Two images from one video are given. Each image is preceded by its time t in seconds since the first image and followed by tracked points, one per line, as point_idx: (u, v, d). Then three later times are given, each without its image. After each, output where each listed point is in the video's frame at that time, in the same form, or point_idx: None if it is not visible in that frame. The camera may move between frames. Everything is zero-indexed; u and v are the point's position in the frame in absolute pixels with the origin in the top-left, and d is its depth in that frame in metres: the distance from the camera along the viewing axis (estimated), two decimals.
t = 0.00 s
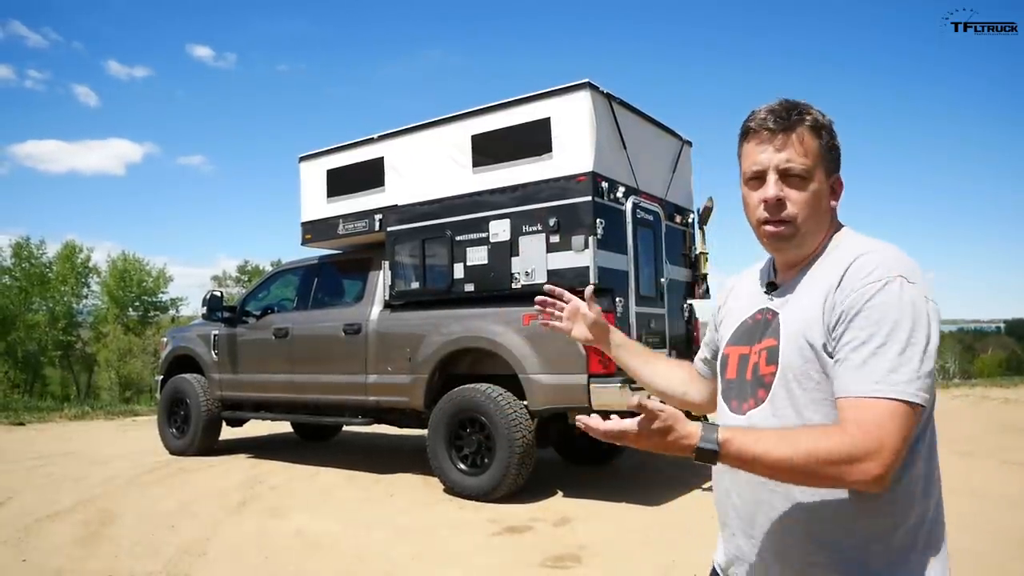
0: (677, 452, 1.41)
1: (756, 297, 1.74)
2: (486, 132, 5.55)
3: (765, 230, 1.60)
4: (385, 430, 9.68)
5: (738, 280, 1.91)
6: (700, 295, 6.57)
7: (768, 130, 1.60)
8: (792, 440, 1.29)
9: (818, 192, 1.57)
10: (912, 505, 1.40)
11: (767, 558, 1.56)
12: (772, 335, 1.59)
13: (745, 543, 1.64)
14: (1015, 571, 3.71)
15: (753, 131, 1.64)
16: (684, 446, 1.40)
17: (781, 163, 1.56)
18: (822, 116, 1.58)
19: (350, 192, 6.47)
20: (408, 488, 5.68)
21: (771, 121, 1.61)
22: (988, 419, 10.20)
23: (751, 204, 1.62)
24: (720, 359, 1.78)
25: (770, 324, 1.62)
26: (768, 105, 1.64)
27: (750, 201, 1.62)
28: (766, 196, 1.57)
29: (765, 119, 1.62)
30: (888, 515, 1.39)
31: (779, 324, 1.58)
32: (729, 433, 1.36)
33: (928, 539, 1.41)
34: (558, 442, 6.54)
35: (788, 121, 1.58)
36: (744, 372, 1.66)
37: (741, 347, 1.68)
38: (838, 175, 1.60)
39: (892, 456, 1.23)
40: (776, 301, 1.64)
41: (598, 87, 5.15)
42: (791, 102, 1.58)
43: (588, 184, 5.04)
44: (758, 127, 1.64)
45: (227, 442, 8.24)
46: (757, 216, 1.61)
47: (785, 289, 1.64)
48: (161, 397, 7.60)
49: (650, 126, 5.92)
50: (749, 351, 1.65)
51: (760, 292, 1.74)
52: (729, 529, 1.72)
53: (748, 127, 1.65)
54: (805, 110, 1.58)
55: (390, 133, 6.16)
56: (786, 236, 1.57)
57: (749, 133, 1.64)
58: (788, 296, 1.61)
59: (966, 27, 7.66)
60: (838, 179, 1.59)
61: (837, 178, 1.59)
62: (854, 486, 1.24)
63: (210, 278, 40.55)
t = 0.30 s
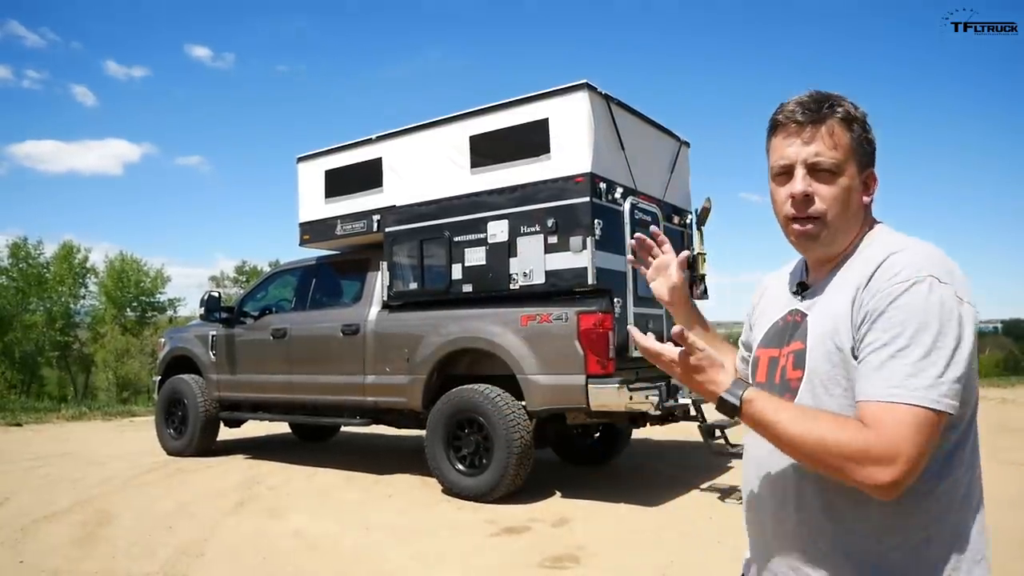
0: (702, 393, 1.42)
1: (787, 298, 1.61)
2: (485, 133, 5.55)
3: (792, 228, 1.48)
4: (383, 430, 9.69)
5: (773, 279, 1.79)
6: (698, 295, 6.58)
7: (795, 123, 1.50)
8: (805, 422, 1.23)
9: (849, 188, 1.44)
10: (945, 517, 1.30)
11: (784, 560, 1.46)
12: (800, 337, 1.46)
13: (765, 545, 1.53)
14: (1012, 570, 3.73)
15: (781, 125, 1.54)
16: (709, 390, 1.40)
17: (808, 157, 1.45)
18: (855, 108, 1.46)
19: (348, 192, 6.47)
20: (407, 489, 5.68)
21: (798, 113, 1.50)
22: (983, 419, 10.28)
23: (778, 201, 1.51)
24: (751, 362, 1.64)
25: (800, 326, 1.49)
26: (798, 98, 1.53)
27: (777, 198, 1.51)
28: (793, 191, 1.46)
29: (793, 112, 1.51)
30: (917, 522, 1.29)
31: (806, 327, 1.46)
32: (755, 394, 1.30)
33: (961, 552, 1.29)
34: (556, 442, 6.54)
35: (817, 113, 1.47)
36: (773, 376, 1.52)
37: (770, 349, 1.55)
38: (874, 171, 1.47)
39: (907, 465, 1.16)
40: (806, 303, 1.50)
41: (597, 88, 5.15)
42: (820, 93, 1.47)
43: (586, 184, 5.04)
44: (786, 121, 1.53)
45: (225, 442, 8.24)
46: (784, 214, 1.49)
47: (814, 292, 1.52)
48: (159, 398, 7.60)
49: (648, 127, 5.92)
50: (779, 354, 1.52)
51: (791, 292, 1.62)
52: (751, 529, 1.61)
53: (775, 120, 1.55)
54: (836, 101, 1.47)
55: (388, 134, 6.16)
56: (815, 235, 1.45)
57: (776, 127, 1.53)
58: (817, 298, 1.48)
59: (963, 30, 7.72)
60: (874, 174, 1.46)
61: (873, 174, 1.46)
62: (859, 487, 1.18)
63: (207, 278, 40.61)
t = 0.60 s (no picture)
0: (716, 436, 1.40)
1: (816, 300, 1.60)
2: (484, 134, 5.55)
3: (825, 226, 1.48)
4: (381, 431, 9.69)
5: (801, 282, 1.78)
6: (696, 296, 6.59)
7: (833, 117, 1.48)
8: (834, 445, 1.21)
9: (886, 186, 1.43)
10: (981, 530, 1.28)
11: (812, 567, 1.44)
12: (831, 340, 1.46)
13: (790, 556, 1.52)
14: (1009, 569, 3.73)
15: (817, 118, 1.52)
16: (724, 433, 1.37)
17: (845, 153, 1.44)
18: (896, 103, 1.44)
19: (346, 193, 6.46)
20: (405, 490, 5.67)
21: (837, 107, 1.48)
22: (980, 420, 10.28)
23: (812, 198, 1.50)
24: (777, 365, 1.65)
25: (831, 328, 1.48)
26: (836, 91, 1.51)
27: (811, 194, 1.50)
28: (827, 188, 1.45)
29: (830, 105, 1.49)
30: (954, 532, 1.28)
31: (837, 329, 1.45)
32: (771, 427, 1.29)
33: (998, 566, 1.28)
34: (554, 443, 6.54)
35: (856, 108, 1.45)
36: (801, 379, 1.52)
37: (799, 352, 1.55)
38: (912, 170, 1.45)
39: (946, 472, 1.13)
40: (837, 305, 1.50)
41: (595, 89, 5.16)
42: (860, 87, 1.45)
43: (584, 185, 5.04)
44: (823, 114, 1.51)
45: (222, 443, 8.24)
46: (818, 210, 1.48)
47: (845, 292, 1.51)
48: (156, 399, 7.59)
49: (646, 127, 5.93)
50: (807, 357, 1.52)
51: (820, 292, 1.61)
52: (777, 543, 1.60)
53: (812, 114, 1.53)
54: (876, 96, 1.45)
55: (387, 134, 6.16)
56: (848, 233, 1.44)
57: (813, 121, 1.52)
58: (850, 298, 1.47)
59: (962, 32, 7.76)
60: (912, 174, 1.45)
61: (911, 173, 1.45)
62: (899, 500, 1.16)
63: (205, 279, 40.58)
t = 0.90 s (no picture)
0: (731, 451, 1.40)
1: (828, 299, 1.60)
2: (482, 134, 5.55)
3: (839, 223, 1.48)
4: (378, 431, 9.68)
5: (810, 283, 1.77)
6: (694, 297, 6.60)
7: (851, 113, 1.48)
8: (853, 455, 1.22)
9: (903, 184, 1.43)
10: (991, 537, 1.28)
11: (813, 566, 1.45)
12: (843, 340, 1.46)
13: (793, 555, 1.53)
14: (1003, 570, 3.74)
15: (834, 113, 1.52)
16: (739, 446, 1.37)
17: (862, 149, 1.44)
18: (915, 99, 1.44)
19: (343, 194, 6.46)
20: (402, 490, 5.68)
21: (854, 101, 1.48)
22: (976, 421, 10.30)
23: (826, 194, 1.50)
24: (785, 365, 1.65)
25: (842, 329, 1.48)
26: (854, 86, 1.51)
27: (825, 190, 1.50)
28: (843, 185, 1.45)
29: (848, 100, 1.49)
30: (965, 536, 1.28)
31: (850, 330, 1.45)
32: (786, 440, 1.30)
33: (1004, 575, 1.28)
34: (552, 444, 6.54)
35: (874, 103, 1.45)
36: (809, 380, 1.53)
37: (808, 353, 1.55)
38: (929, 168, 1.45)
39: (968, 481, 1.14)
40: (850, 304, 1.50)
41: (593, 90, 5.16)
42: (879, 83, 1.46)
43: (582, 186, 5.05)
44: (840, 109, 1.51)
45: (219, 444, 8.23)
46: (832, 207, 1.48)
47: (857, 292, 1.51)
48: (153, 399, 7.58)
49: (644, 128, 5.93)
50: (816, 358, 1.52)
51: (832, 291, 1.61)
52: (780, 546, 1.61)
53: (828, 108, 1.53)
54: (895, 92, 1.45)
55: (385, 135, 6.16)
56: (864, 231, 1.44)
57: (830, 115, 1.52)
58: (863, 299, 1.47)
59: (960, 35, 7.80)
60: (929, 172, 1.45)
61: (929, 171, 1.45)
62: (921, 510, 1.17)
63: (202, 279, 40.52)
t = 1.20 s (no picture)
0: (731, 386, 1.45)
1: (824, 296, 1.60)
2: (480, 132, 5.54)
3: (831, 221, 1.48)
4: (377, 430, 9.68)
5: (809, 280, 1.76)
6: (692, 295, 6.60)
7: (843, 109, 1.48)
8: (842, 429, 1.23)
9: (896, 181, 1.42)
10: (979, 538, 1.29)
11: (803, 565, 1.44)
12: (835, 339, 1.46)
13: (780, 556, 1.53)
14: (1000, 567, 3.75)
15: (827, 110, 1.52)
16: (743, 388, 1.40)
17: (855, 146, 1.44)
18: (909, 95, 1.44)
19: (342, 192, 6.45)
20: (400, 488, 5.67)
21: (848, 97, 1.48)
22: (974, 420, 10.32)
23: (819, 191, 1.50)
24: (780, 361, 1.65)
25: (835, 326, 1.48)
26: (848, 82, 1.51)
27: (819, 187, 1.50)
28: (834, 181, 1.45)
29: (842, 95, 1.49)
30: (953, 537, 1.28)
31: (841, 328, 1.45)
32: (788, 398, 1.32)
33: None
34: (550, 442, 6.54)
35: (868, 100, 1.45)
36: (803, 377, 1.53)
37: (802, 350, 1.55)
38: (924, 166, 1.45)
39: (943, 484, 1.14)
40: (843, 302, 1.50)
41: (592, 88, 5.16)
42: (873, 78, 1.45)
43: (580, 184, 5.04)
44: (833, 105, 1.51)
45: (217, 442, 8.21)
46: (824, 204, 1.48)
47: (850, 291, 1.51)
48: (150, 397, 7.57)
49: (642, 127, 5.93)
50: (809, 355, 1.52)
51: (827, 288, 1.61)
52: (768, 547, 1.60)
53: (822, 105, 1.53)
54: (889, 88, 1.45)
55: (383, 133, 6.15)
56: (855, 229, 1.44)
57: (823, 112, 1.52)
58: (855, 298, 1.48)
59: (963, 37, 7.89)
60: (924, 169, 1.44)
61: (923, 169, 1.44)
62: (889, 501, 1.18)
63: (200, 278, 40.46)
